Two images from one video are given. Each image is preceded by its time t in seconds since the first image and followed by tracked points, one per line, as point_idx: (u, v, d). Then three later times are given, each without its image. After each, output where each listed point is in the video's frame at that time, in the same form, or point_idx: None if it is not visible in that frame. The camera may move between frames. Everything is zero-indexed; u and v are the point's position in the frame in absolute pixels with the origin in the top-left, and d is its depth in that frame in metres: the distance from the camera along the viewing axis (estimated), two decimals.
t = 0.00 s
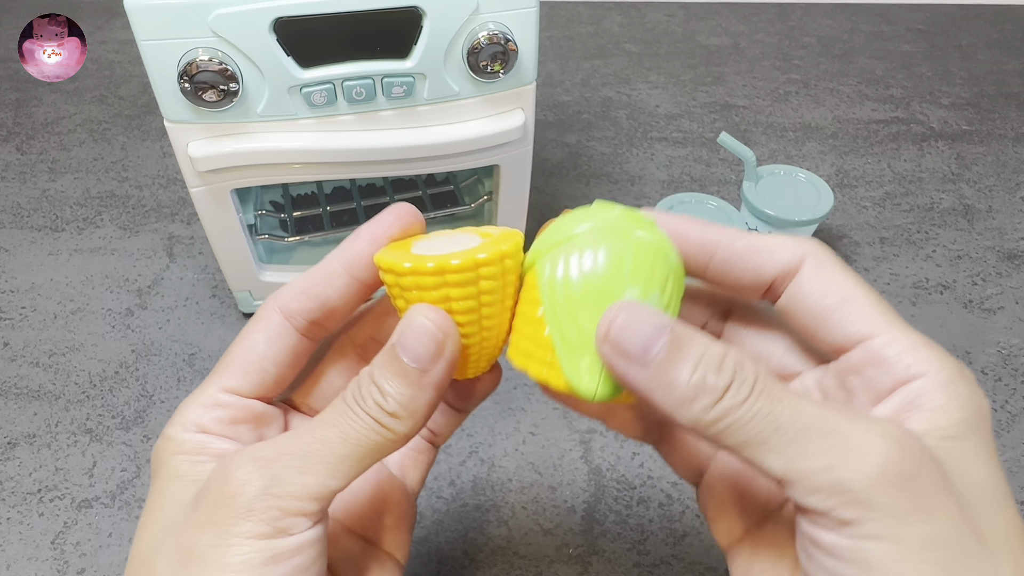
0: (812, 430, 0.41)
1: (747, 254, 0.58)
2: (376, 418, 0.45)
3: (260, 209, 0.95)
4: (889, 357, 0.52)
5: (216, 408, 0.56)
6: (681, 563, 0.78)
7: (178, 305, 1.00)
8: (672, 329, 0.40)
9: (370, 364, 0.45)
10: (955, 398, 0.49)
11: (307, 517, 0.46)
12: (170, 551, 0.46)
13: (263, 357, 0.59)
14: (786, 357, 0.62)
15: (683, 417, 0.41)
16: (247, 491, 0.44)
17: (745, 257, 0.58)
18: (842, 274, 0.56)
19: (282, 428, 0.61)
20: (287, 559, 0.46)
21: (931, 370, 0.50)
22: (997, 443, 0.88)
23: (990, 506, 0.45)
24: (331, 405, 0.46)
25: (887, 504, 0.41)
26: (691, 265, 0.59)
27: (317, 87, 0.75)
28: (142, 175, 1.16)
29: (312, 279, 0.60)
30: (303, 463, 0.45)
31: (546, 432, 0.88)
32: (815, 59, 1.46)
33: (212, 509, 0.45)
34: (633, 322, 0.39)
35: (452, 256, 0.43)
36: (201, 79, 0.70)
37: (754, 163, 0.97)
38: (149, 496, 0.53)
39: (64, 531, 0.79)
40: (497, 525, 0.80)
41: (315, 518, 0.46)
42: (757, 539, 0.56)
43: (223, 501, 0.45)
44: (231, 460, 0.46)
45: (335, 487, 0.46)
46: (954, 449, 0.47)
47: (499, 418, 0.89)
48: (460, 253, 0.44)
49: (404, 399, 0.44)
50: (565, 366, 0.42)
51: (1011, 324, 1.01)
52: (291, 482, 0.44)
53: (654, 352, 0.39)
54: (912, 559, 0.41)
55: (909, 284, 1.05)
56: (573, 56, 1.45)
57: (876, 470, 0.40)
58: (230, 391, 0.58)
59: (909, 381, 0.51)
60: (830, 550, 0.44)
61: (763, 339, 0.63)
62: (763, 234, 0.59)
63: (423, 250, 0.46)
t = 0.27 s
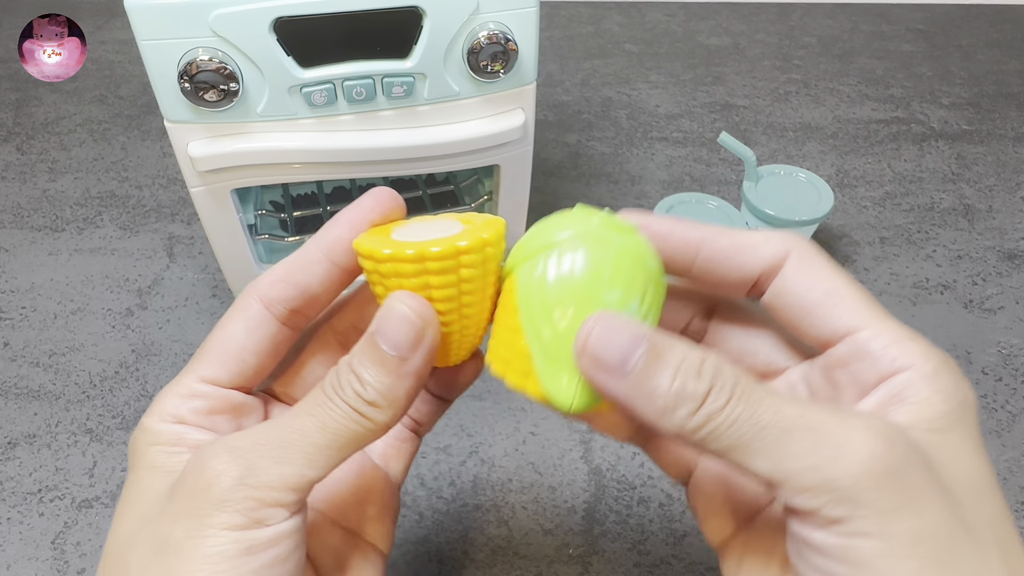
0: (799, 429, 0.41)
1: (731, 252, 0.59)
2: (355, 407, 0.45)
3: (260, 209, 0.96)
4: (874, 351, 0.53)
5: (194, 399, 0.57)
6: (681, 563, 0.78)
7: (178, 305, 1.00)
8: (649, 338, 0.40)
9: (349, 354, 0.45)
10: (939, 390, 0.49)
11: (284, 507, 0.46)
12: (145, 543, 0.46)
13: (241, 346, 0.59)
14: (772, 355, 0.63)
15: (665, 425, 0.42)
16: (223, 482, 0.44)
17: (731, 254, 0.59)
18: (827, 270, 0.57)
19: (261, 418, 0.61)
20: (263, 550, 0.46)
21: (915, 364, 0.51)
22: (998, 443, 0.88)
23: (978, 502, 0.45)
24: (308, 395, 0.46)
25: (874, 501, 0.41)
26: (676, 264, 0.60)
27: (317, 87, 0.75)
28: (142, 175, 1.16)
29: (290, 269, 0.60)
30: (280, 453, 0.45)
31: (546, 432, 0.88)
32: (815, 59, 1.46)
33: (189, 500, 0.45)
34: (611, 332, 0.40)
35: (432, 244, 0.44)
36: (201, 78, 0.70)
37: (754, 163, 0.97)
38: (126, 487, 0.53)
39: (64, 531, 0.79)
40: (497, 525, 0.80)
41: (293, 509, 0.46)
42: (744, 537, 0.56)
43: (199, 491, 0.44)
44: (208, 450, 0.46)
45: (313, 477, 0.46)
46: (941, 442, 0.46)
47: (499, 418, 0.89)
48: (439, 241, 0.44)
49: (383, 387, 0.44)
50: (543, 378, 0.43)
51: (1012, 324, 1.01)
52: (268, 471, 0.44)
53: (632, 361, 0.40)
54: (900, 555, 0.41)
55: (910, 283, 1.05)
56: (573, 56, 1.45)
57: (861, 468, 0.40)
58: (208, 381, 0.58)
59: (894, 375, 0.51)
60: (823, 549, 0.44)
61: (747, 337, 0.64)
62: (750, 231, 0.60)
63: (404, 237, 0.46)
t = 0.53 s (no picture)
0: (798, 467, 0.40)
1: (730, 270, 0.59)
2: (347, 409, 0.46)
3: (260, 209, 0.95)
4: (881, 367, 0.52)
5: (190, 388, 0.57)
6: (681, 563, 0.78)
7: (178, 305, 1.00)
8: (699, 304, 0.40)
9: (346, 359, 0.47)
10: (950, 404, 0.48)
11: (268, 505, 0.47)
12: (129, 533, 0.47)
13: (241, 336, 0.60)
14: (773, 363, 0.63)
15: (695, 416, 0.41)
16: (210, 476, 0.45)
17: (728, 272, 0.60)
18: (818, 280, 0.57)
19: (256, 415, 0.62)
20: (245, 549, 0.47)
21: (920, 377, 0.50)
22: (998, 443, 0.88)
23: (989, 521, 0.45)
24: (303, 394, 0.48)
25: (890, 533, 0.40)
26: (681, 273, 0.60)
27: (317, 87, 0.75)
28: (142, 175, 1.16)
29: (299, 261, 0.61)
30: (267, 450, 0.46)
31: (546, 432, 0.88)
32: (815, 59, 1.46)
33: (173, 495, 0.46)
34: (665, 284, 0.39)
35: (447, 267, 0.45)
36: (201, 78, 0.70)
37: (754, 162, 0.97)
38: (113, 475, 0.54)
39: (64, 531, 0.79)
40: (497, 525, 0.80)
41: (276, 507, 0.47)
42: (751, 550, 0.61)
43: (185, 487, 0.46)
44: (192, 444, 0.47)
45: (300, 476, 0.47)
46: (954, 466, 0.45)
47: (499, 418, 0.89)
48: (454, 264, 0.46)
49: (377, 391, 0.46)
50: (539, 405, 0.43)
51: (1012, 324, 1.01)
52: (253, 469, 0.45)
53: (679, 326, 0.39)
54: None
55: (910, 283, 1.05)
56: (573, 56, 1.45)
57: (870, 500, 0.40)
58: (205, 370, 0.58)
59: (901, 391, 0.50)
60: None
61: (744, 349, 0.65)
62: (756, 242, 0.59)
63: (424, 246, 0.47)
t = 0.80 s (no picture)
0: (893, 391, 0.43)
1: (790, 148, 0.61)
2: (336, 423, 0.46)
3: (260, 209, 0.95)
4: (931, 289, 0.56)
5: (169, 365, 0.60)
6: (681, 564, 0.78)
7: (178, 305, 1.00)
8: (709, 271, 0.42)
9: (344, 363, 0.46)
10: (1001, 338, 0.52)
11: (246, 513, 0.47)
12: (107, 533, 0.48)
13: (219, 318, 0.64)
14: (805, 279, 0.67)
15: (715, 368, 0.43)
16: (189, 484, 0.46)
17: (798, 140, 0.60)
18: (885, 189, 0.59)
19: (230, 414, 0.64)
20: (222, 555, 0.48)
21: (976, 308, 0.54)
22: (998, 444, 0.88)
23: None
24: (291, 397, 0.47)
25: (963, 466, 0.43)
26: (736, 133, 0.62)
27: (316, 87, 0.75)
28: (142, 175, 1.16)
29: (263, 251, 0.66)
30: (247, 457, 0.46)
31: (545, 432, 0.87)
32: (815, 59, 1.46)
33: (151, 499, 0.47)
34: (667, 267, 0.41)
35: (461, 301, 0.47)
36: (200, 78, 0.70)
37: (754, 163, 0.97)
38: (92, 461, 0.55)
39: (63, 531, 0.79)
40: (497, 526, 0.80)
41: (254, 514, 0.48)
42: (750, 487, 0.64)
43: (161, 492, 0.46)
44: (174, 446, 0.47)
45: (277, 485, 0.47)
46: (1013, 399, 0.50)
47: (499, 418, 0.89)
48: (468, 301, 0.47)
49: (370, 407, 0.45)
50: (567, 278, 0.46)
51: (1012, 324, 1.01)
52: (232, 477, 0.46)
53: (688, 294, 0.41)
54: (968, 524, 0.44)
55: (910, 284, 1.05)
56: (573, 56, 1.45)
57: (956, 427, 0.42)
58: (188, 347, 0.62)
59: (946, 321, 0.54)
60: (889, 509, 0.46)
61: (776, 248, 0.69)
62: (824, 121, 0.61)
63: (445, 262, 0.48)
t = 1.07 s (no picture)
0: (773, 423, 0.45)
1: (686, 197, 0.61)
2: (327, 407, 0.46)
3: (260, 209, 0.95)
4: (846, 312, 0.56)
5: (146, 368, 0.59)
6: (681, 564, 0.78)
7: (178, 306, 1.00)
8: (610, 350, 0.44)
9: (328, 340, 0.46)
10: (915, 351, 0.53)
11: (252, 514, 0.47)
12: (103, 544, 0.47)
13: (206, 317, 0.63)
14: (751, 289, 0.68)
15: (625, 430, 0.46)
16: (192, 490, 0.45)
17: (684, 199, 0.61)
18: (789, 226, 0.59)
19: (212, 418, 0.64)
20: (231, 557, 0.48)
21: (890, 321, 0.55)
22: (998, 443, 0.88)
23: (945, 460, 0.51)
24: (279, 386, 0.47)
25: (845, 486, 0.46)
26: (625, 199, 0.61)
27: (317, 87, 0.75)
28: (142, 175, 1.16)
29: (262, 251, 0.64)
30: (247, 458, 0.46)
31: (546, 432, 0.87)
32: (815, 59, 1.46)
33: (151, 507, 0.46)
34: (573, 350, 0.43)
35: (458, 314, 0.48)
36: (201, 78, 0.70)
37: (754, 163, 0.97)
38: (69, 464, 0.54)
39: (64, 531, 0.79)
40: (497, 526, 0.80)
41: (258, 514, 0.48)
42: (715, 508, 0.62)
43: (164, 501, 0.46)
44: (172, 453, 0.47)
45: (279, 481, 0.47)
46: (910, 407, 0.52)
47: (499, 418, 0.89)
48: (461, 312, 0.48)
49: (360, 387, 0.45)
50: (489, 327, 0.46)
51: (1012, 324, 1.01)
52: (237, 480, 0.46)
53: (593, 372, 0.44)
54: (858, 539, 0.46)
55: (910, 284, 1.05)
56: (573, 56, 1.45)
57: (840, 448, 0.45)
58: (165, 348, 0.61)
59: (867, 335, 0.55)
60: (792, 531, 0.49)
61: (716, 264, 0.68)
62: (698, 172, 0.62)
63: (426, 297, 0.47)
